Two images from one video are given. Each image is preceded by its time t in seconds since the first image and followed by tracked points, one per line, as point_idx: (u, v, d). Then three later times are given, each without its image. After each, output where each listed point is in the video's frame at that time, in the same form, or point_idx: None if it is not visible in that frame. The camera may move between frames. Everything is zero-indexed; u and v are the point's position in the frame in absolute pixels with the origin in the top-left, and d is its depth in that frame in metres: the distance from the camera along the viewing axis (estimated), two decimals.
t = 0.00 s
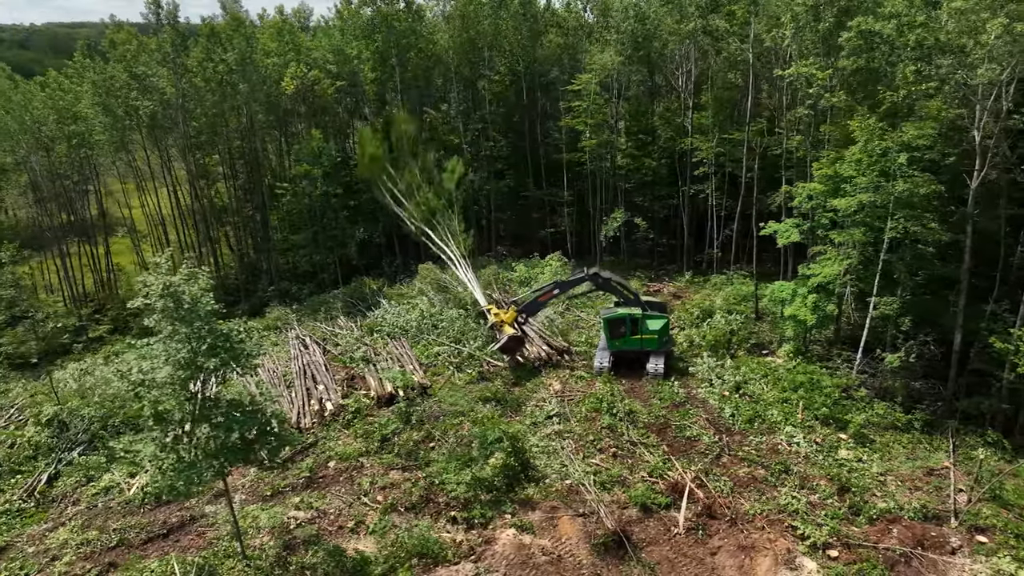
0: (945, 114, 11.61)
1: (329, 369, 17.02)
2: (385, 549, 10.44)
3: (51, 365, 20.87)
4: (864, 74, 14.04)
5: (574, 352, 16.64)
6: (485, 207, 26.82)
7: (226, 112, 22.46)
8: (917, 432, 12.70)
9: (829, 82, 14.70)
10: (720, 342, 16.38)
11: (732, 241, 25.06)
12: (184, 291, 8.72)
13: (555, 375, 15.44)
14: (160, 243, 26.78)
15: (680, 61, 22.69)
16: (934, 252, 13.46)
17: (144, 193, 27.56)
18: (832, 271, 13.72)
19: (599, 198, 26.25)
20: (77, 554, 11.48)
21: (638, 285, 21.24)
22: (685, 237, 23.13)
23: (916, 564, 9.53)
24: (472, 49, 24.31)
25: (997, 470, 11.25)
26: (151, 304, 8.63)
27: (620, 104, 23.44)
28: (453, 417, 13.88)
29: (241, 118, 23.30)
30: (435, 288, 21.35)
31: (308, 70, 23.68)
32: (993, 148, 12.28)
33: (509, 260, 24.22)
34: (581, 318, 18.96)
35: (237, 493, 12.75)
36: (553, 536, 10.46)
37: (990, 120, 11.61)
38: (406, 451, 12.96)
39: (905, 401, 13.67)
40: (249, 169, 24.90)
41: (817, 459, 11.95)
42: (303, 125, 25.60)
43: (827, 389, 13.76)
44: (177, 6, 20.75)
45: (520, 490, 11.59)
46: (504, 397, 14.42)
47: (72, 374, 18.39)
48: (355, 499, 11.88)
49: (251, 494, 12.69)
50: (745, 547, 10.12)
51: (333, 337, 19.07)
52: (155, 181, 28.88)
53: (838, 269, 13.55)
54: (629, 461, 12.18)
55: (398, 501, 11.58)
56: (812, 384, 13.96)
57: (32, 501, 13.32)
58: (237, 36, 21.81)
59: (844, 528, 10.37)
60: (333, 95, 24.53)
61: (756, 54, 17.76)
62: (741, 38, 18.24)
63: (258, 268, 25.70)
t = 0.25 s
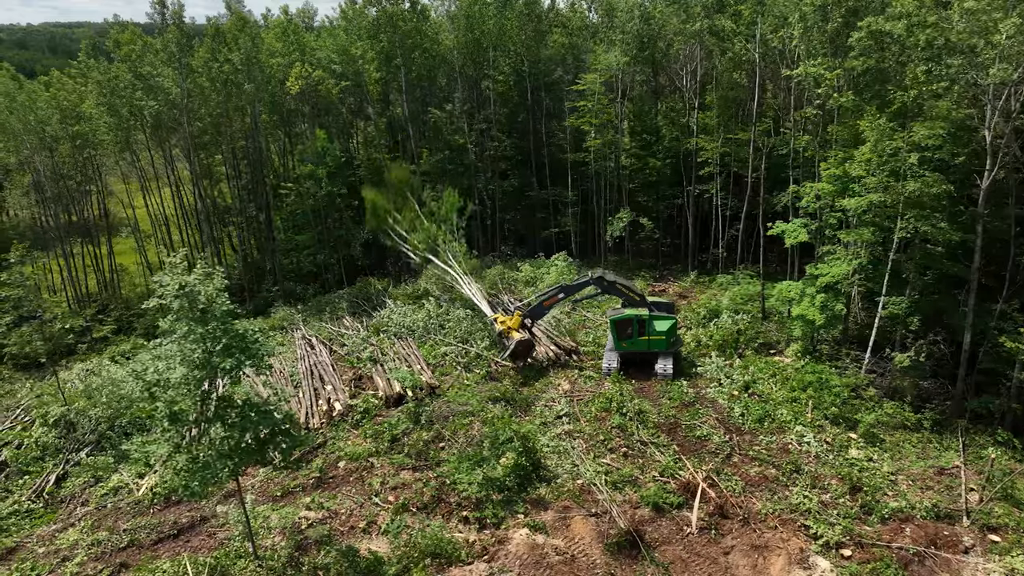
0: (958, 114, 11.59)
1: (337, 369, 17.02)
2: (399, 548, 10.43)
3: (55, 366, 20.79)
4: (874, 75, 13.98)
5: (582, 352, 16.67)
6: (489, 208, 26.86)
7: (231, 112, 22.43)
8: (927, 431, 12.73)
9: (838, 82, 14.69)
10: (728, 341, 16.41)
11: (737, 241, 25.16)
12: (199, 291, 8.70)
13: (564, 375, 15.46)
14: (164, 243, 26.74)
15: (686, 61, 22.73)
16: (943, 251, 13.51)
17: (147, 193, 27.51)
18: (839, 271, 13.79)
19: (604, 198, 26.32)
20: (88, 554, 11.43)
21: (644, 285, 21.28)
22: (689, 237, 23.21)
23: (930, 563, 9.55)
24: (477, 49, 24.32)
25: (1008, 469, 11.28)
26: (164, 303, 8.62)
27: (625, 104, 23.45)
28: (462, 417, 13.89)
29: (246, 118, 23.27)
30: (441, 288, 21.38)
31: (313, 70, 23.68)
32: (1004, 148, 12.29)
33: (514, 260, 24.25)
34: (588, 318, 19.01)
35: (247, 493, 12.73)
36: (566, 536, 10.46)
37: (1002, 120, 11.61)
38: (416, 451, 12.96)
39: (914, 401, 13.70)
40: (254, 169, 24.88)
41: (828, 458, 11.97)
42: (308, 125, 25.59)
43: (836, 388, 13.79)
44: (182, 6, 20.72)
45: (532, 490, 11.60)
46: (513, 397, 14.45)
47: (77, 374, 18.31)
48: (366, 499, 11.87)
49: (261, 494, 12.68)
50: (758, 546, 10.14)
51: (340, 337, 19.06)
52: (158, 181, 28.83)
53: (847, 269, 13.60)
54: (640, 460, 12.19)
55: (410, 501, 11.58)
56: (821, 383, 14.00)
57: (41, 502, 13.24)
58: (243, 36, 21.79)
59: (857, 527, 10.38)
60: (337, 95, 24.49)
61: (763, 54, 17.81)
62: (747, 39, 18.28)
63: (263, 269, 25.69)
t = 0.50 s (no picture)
0: (968, 113, 11.60)
1: (344, 369, 17.00)
2: (412, 548, 10.42)
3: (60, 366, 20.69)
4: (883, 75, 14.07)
5: (590, 352, 16.69)
6: (494, 208, 26.92)
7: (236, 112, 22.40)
8: (937, 430, 12.75)
9: (847, 82, 14.78)
10: (735, 341, 16.43)
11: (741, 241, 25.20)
12: (214, 291, 8.67)
13: (572, 374, 15.48)
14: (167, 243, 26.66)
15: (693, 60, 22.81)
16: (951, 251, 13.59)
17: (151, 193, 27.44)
18: (846, 270, 13.85)
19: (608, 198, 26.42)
20: (98, 556, 11.34)
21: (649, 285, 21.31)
22: (694, 237, 23.27)
23: (943, 562, 9.56)
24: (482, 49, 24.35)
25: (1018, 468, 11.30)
26: (179, 303, 8.60)
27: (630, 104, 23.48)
28: (472, 417, 13.89)
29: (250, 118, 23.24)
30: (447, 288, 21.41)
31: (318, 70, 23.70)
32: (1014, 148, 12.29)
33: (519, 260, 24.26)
34: (595, 318, 19.03)
35: (257, 493, 12.70)
36: (579, 536, 10.46)
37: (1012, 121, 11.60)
38: (427, 451, 12.95)
39: (923, 400, 13.72)
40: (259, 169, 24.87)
41: (839, 458, 11.98)
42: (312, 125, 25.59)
43: (845, 387, 13.82)
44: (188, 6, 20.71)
45: (543, 490, 11.60)
46: (522, 397, 14.47)
47: (83, 374, 18.22)
48: (377, 499, 11.85)
49: (271, 494, 12.64)
50: (771, 545, 10.15)
51: (346, 337, 19.05)
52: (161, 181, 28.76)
53: (855, 269, 13.64)
54: (651, 460, 12.20)
55: (421, 501, 11.56)
56: (829, 383, 14.03)
57: (50, 503, 13.12)
58: (248, 36, 21.80)
59: (869, 526, 10.39)
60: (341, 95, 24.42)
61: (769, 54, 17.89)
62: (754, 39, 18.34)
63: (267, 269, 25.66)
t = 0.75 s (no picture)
0: (979, 113, 11.64)
1: (351, 369, 16.97)
2: (425, 548, 10.40)
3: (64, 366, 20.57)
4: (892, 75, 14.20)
5: (598, 352, 16.72)
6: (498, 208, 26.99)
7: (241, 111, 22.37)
8: (945, 429, 12.80)
9: (854, 83, 14.87)
10: (743, 341, 16.48)
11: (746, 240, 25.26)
12: (230, 292, 8.61)
13: (581, 374, 15.50)
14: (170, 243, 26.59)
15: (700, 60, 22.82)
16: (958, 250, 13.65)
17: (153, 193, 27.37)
18: (853, 269, 13.93)
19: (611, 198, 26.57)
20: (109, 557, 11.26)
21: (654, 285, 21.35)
22: (699, 236, 23.38)
23: (957, 561, 9.59)
24: (487, 49, 24.36)
25: None
26: (194, 304, 8.55)
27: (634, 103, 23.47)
28: (482, 417, 13.90)
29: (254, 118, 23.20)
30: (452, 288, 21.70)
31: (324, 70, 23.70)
32: None
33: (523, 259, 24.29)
34: (601, 318, 19.06)
35: (266, 494, 12.67)
36: (592, 535, 10.46)
37: None
38: (438, 451, 12.95)
39: (932, 399, 13.75)
40: (263, 169, 24.83)
41: (849, 457, 12.00)
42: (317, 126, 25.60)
43: (853, 387, 13.86)
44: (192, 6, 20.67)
45: (555, 489, 11.60)
46: (531, 396, 14.49)
47: (88, 375, 18.12)
48: (389, 499, 11.83)
49: (281, 494, 12.61)
50: (785, 545, 10.17)
51: (352, 337, 19.05)
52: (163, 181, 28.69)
53: (863, 268, 13.69)
54: (662, 460, 12.23)
55: (433, 501, 11.55)
56: (838, 382, 14.08)
57: (58, 503, 12.95)
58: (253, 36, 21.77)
59: (882, 525, 10.40)
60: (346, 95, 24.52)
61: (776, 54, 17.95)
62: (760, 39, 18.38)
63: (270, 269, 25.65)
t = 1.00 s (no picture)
0: (986, 113, 11.70)
1: (357, 369, 16.93)
2: (437, 549, 10.39)
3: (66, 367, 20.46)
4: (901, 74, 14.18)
5: (604, 351, 16.74)
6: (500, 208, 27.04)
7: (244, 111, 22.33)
8: (953, 428, 12.86)
9: (860, 83, 14.96)
10: (749, 340, 16.53)
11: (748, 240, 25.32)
12: (246, 292, 8.59)
13: (588, 374, 15.53)
14: (172, 243, 26.50)
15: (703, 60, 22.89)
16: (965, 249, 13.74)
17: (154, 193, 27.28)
18: (860, 268, 14.01)
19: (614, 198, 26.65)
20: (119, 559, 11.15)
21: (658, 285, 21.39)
22: (702, 235, 23.48)
23: (968, 559, 9.64)
24: (490, 49, 24.39)
25: None
26: (207, 304, 8.50)
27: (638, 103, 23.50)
28: (490, 417, 13.90)
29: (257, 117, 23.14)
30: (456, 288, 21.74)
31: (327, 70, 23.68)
32: None
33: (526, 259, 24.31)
34: (607, 318, 19.10)
35: (275, 494, 12.62)
36: (604, 535, 10.47)
37: None
38: (447, 451, 12.95)
39: (939, 398, 13.81)
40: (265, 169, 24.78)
41: (858, 456, 12.04)
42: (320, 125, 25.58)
43: (860, 386, 13.92)
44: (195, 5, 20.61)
45: (566, 489, 11.61)
46: (540, 396, 14.50)
47: (92, 375, 18.03)
48: (399, 500, 11.80)
49: (290, 495, 12.57)
50: (796, 543, 10.20)
51: (357, 337, 19.03)
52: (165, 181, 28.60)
53: (870, 268, 13.75)
54: (672, 459, 12.25)
55: (444, 501, 11.54)
56: (844, 381, 14.13)
57: (65, 504, 12.74)
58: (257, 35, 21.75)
59: (893, 524, 10.43)
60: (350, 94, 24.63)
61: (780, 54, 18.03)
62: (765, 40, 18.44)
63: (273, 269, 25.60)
